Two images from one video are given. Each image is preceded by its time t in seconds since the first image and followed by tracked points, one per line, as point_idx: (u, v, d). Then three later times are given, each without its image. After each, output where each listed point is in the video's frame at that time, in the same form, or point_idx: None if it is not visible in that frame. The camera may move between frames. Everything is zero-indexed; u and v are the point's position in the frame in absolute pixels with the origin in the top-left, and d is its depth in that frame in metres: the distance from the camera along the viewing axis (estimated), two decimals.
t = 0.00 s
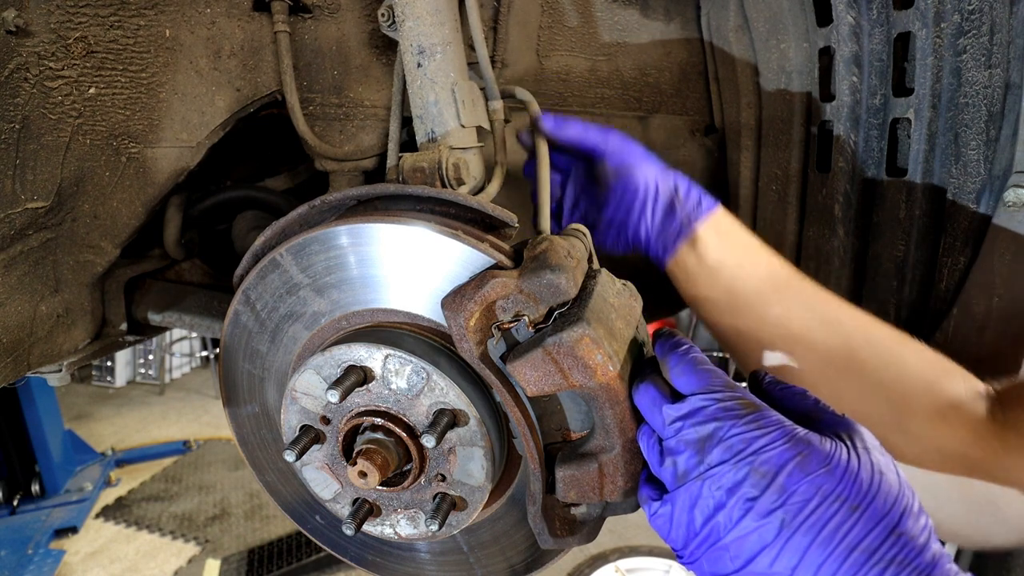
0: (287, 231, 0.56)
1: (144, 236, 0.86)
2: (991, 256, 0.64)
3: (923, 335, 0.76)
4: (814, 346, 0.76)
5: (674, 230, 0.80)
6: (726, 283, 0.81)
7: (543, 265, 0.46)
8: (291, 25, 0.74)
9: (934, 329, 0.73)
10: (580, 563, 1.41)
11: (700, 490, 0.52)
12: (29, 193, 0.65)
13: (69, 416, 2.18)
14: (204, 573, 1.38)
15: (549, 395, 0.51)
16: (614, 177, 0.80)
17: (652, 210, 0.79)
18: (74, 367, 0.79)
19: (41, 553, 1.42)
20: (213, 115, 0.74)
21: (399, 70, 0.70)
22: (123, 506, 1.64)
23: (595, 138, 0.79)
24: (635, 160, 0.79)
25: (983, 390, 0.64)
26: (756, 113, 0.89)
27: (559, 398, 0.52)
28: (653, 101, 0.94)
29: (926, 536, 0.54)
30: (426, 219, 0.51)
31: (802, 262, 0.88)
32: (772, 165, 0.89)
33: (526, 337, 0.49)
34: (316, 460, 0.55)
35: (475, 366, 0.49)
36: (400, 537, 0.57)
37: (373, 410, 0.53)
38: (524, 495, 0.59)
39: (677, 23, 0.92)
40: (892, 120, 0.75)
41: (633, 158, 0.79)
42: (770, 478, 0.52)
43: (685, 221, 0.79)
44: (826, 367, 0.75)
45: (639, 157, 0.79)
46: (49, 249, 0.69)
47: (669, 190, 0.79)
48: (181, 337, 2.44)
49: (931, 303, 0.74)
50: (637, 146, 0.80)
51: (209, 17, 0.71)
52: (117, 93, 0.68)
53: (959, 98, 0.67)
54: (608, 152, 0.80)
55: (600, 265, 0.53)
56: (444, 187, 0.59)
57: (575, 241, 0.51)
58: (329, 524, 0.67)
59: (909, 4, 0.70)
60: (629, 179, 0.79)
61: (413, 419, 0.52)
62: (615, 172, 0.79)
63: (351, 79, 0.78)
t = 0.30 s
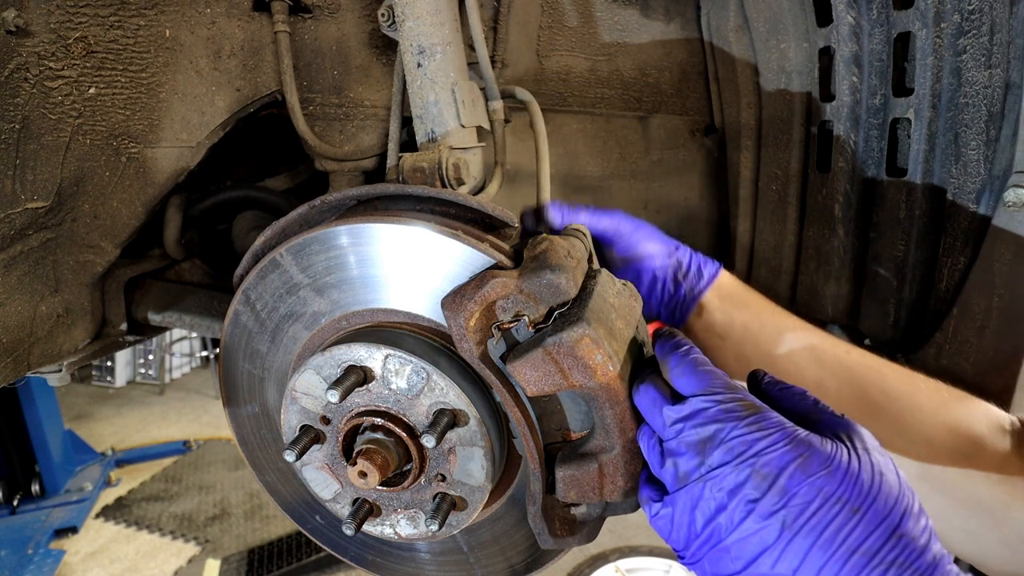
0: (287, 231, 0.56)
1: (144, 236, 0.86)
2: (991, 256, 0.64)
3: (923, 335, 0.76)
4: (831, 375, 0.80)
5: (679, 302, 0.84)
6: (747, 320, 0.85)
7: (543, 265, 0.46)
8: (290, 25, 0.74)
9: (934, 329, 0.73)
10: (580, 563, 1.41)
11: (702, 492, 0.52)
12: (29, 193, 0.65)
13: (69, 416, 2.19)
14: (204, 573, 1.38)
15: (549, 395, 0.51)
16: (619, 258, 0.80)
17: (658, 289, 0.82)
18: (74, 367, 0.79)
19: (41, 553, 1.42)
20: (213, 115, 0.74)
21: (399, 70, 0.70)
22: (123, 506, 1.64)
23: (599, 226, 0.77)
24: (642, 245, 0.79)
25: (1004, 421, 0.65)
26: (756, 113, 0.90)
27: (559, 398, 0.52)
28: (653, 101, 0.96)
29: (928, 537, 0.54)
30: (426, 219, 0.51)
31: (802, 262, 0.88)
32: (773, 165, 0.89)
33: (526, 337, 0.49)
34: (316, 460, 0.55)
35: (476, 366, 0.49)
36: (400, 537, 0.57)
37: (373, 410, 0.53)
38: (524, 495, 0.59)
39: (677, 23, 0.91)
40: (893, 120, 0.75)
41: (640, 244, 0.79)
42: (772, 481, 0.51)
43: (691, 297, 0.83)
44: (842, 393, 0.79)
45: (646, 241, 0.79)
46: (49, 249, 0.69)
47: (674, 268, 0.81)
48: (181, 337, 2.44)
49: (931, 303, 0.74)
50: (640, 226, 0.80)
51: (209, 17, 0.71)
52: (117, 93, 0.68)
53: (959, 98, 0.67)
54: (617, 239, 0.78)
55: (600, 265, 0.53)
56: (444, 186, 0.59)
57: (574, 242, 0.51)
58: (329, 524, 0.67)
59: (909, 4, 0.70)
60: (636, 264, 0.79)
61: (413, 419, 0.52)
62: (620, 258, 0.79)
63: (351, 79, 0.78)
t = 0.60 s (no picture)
0: (287, 231, 0.56)
1: (144, 236, 0.86)
2: (991, 256, 0.64)
3: (923, 335, 0.76)
4: (839, 380, 0.78)
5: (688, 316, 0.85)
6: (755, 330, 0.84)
7: (543, 265, 0.46)
8: (290, 25, 0.74)
9: (934, 329, 0.73)
10: (580, 563, 1.41)
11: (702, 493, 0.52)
12: (29, 193, 0.64)
13: (69, 416, 2.19)
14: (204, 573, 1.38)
15: (549, 395, 0.51)
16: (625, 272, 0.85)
17: (665, 303, 0.84)
18: (74, 367, 0.79)
19: (41, 553, 1.42)
20: (213, 115, 0.74)
21: (399, 70, 0.69)
22: (123, 506, 1.64)
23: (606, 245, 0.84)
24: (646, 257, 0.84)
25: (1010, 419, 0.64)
26: (756, 113, 0.90)
27: (558, 398, 0.52)
28: (653, 101, 0.96)
29: (929, 537, 0.53)
30: (426, 219, 0.51)
31: (802, 262, 0.88)
32: (773, 165, 0.89)
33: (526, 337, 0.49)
34: (316, 460, 0.55)
35: (476, 366, 0.49)
36: (400, 537, 0.57)
37: (373, 410, 0.53)
38: (524, 495, 0.59)
39: (677, 23, 0.91)
40: (893, 120, 0.75)
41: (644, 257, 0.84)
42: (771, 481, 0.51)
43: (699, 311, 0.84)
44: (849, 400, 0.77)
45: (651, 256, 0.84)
46: (49, 249, 0.69)
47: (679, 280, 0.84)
48: (181, 337, 2.44)
49: (931, 303, 0.74)
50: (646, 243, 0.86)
51: (209, 17, 0.71)
52: (117, 93, 0.68)
53: (959, 98, 0.67)
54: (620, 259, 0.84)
55: (600, 265, 0.53)
56: (444, 186, 0.59)
57: (574, 242, 0.51)
58: (330, 524, 0.67)
59: (909, 4, 0.70)
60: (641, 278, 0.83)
61: (412, 419, 0.52)
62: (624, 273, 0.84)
63: (351, 79, 0.78)
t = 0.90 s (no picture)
0: (287, 231, 0.56)
1: (144, 236, 0.86)
2: (991, 256, 0.64)
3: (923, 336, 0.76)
4: (909, 363, 0.69)
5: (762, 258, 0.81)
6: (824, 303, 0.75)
7: (544, 265, 0.46)
8: (291, 25, 0.75)
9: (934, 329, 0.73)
10: (580, 563, 1.41)
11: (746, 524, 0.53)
12: (29, 193, 0.64)
13: (69, 416, 2.19)
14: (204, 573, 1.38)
15: (549, 395, 0.51)
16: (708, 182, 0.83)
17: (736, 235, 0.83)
18: (74, 367, 0.79)
19: (41, 553, 1.42)
20: (213, 115, 0.74)
21: (399, 70, 0.69)
22: (123, 506, 1.63)
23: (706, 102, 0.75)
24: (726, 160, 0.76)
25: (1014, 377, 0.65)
26: (756, 113, 0.89)
27: (559, 398, 0.52)
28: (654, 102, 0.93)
29: None
30: (426, 219, 0.51)
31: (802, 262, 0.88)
32: (773, 165, 0.89)
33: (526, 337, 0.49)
34: (316, 460, 0.55)
35: (475, 366, 0.49)
36: (400, 537, 0.57)
37: (373, 410, 0.53)
38: (524, 495, 0.59)
39: (678, 23, 0.90)
40: (893, 120, 0.74)
41: (723, 162, 0.76)
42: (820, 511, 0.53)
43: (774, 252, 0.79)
44: (912, 383, 0.69)
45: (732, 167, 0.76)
46: (49, 249, 0.69)
47: (759, 211, 0.78)
48: (181, 337, 2.44)
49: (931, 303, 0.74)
50: (738, 145, 0.76)
51: (209, 17, 0.71)
52: (117, 93, 0.68)
53: (959, 98, 0.67)
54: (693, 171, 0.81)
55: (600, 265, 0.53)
56: (444, 187, 0.59)
57: (575, 241, 0.51)
58: (329, 524, 0.67)
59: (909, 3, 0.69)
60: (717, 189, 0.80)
61: (412, 419, 0.52)
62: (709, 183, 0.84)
63: (351, 79, 0.78)
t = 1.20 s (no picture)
0: (287, 231, 0.56)
1: (144, 236, 0.86)
2: (991, 256, 0.63)
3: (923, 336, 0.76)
4: (905, 381, 0.59)
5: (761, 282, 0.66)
6: (821, 331, 0.61)
7: (543, 265, 0.46)
8: (291, 25, 0.75)
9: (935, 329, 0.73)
10: (580, 563, 1.41)
11: None
12: (29, 193, 0.65)
13: (69, 416, 2.19)
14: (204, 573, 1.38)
15: (549, 395, 0.51)
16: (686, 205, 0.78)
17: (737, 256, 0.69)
18: (74, 367, 0.79)
19: (41, 553, 1.42)
20: (213, 115, 0.73)
21: (399, 70, 0.69)
22: (122, 506, 1.63)
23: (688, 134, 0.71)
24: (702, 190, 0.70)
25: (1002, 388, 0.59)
26: (756, 113, 0.89)
27: (558, 398, 0.52)
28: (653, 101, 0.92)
29: None
30: (426, 220, 0.51)
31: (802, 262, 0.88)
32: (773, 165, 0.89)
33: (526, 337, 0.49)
34: (316, 460, 0.55)
35: (476, 366, 0.49)
36: (400, 537, 0.57)
37: (373, 410, 0.53)
38: (524, 495, 0.59)
39: (677, 23, 0.90)
40: (892, 121, 0.75)
41: (715, 189, 0.69)
42: None
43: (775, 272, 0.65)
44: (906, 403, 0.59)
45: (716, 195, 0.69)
46: (49, 249, 0.69)
47: (754, 235, 0.67)
48: (181, 337, 2.44)
49: (931, 303, 0.74)
50: (729, 170, 0.70)
51: (209, 17, 0.71)
52: (117, 93, 0.68)
53: (959, 98, 0.67)
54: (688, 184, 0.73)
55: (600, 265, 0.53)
56: (444, 186, 0.59)
57: (574, 242, 0.51)
58: (329, 524, 0.67)
59: (909, 4, 0.70)
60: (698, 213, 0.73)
61: (412, 419, 0.52)
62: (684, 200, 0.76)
63: (351, 79, 0.78)
